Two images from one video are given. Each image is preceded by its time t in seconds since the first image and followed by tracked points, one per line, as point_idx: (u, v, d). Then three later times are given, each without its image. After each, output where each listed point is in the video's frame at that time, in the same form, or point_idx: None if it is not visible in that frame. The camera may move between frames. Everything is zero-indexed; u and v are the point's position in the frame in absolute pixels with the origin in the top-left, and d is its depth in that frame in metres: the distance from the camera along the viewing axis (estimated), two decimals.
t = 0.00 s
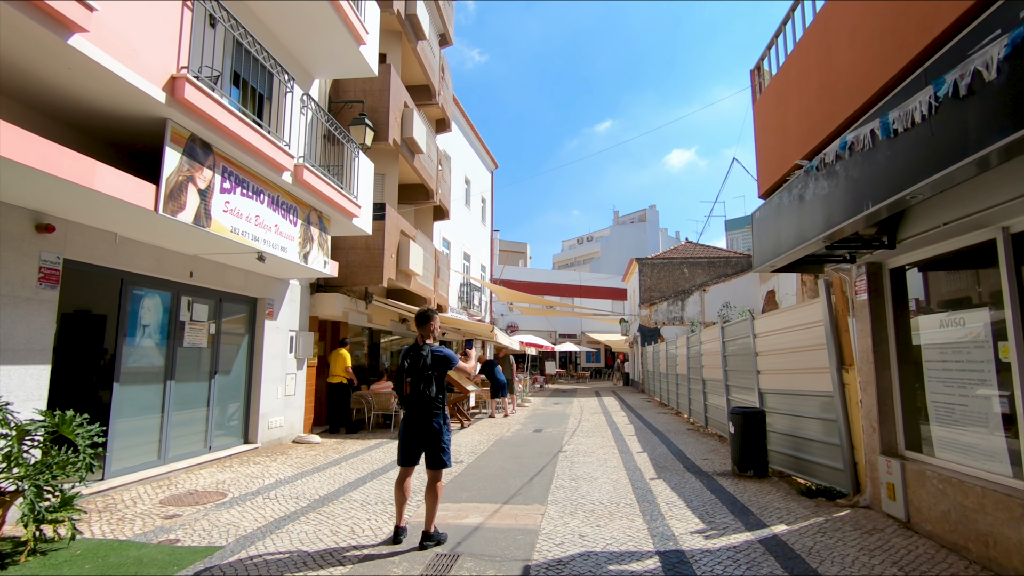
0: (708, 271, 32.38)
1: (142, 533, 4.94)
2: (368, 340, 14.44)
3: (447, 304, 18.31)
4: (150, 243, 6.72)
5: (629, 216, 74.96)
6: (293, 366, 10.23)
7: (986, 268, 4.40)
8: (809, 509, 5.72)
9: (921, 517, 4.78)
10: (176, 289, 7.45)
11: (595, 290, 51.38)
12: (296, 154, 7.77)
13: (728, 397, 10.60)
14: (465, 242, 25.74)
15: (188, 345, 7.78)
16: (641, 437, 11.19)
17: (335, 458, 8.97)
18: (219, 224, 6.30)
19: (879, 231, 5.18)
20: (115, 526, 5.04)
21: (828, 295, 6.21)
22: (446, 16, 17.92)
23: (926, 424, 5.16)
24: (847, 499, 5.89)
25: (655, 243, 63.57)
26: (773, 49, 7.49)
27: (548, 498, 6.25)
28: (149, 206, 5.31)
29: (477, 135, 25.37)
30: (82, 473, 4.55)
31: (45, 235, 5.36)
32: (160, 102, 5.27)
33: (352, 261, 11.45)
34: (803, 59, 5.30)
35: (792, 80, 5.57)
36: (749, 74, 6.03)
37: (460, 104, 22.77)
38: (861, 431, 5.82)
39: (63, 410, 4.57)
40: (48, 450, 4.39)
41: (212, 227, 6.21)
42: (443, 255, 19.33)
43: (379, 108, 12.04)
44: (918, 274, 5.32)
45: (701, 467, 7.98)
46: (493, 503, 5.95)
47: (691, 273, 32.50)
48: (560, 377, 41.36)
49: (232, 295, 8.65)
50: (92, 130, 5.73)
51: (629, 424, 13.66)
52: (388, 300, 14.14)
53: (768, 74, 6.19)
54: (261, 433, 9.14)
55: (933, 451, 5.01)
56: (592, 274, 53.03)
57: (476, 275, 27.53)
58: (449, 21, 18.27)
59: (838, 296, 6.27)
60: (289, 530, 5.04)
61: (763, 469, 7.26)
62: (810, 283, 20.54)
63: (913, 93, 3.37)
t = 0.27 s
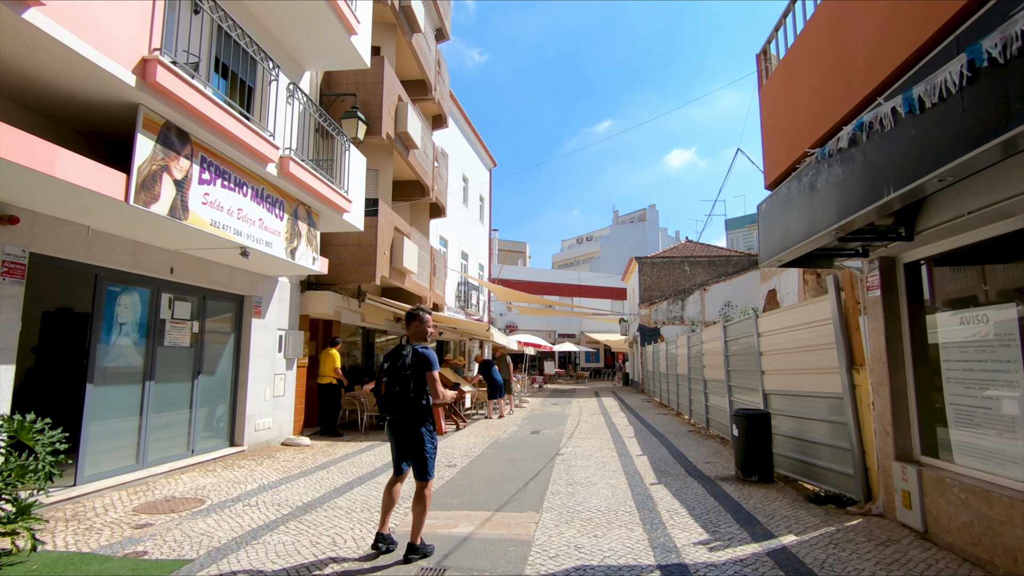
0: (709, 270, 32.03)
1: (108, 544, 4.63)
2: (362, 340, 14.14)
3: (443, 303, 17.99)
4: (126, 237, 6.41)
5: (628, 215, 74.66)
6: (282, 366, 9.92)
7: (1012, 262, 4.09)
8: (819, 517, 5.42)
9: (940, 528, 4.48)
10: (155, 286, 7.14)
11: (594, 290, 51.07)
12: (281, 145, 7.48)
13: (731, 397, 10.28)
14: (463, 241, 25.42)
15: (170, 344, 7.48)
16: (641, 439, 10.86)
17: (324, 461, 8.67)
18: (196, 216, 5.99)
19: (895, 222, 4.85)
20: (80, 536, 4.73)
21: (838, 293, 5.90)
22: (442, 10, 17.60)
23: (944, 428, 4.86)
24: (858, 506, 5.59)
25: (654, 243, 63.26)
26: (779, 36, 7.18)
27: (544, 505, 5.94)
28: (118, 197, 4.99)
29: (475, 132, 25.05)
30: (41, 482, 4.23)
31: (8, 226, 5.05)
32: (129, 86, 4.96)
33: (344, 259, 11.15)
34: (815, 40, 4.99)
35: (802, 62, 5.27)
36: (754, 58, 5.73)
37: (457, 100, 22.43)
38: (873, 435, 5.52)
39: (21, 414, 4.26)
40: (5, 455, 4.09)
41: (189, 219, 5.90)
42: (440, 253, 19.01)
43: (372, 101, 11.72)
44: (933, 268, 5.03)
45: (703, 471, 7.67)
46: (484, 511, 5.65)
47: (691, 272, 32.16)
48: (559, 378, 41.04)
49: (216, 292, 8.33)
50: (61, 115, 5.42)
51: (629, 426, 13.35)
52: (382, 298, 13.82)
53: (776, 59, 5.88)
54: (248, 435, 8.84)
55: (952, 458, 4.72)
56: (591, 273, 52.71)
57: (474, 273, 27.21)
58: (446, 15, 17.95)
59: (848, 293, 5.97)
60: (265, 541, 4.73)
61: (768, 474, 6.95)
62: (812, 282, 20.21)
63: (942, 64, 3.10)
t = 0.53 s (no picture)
0: (708, 270, 31.78)
1: (71, 557, 4.34)
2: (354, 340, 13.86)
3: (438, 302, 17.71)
4: (100, 231, 6.11)
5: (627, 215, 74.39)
6: (270, 367, 9.64)
7: None
8: (826, 527, 5.14)
9: (956, 540, 4.21)
10: (133, 284, 6.85)
11: (592, 289, 50.81)
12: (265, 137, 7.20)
13: (732, 399, 9.99)
14: (459, 239, 25.13)
15: (151, 344, 7.20)
16: (638, 442, 10.58)
17: (312, 464, 8.40)
18: (172, 209, 5.69)
19: (910, 213, 4.55)
20: (41, 549, 4.43)
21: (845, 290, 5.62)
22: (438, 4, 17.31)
23: (959, 433, 4.59)
24: (867, 515, 5.30)
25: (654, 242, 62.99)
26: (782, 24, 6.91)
27: (536, 513, 5.66)
28: (84, 187, 4.70)
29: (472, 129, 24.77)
30: None
31: None
32: (96, 69, 4.67)
33: (335, 256, 10.87)
34: (824, 20, 4.71)
35: (810, 46, 4.99)
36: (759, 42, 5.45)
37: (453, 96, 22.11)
38: (883, 440, 5.24)
39: None
40: None
41: (164, 212, 5.60)
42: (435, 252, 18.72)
43: (364, 96, 11.44)
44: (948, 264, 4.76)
45: (703, 476, 7.39)
46: (473, 520, 5.37)
47: (690, 272, 31.87)
48: (557, 378, 40.76)
49: (199, 290, 8.04)
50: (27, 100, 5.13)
51: (627, 428, 13.08)
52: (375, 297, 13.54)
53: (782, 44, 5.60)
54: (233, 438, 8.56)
55: (968, 465, 4.45)
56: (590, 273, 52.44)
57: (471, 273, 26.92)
58: (441, 9, 17.66)
59: (855, 290, 5.69)
60: (239, 553, 4.44)
61: (772, 480, 6.66)
62: (814, 281, 20.10)
63: (969, 35, 2.83)
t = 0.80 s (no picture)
0: (708, 269, 31.48)
1: (25, 571, 4.05)
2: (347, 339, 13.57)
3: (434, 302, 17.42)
4: (69, 224, 5.82)
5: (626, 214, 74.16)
6: (256, 367, 9.35)
7: None
8: (833, 537, 4.86)
9: (975, 553, 3.93)
10: (107, 280, 6.55)
11: (591, 289, 50.55)
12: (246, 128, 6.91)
13: (733, 400, 9.69)
14: (456, 238, 24.84)
15: (128, 344, 6.92)
16: (637, 444, 10.29)
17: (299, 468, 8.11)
18: (144, 200, 5.39)
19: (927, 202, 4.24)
20: None
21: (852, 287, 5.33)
22: None
23: (976, 438, 4.31)
24: (877, 525, 5.03)
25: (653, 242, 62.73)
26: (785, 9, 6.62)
27: (528, 522, 5.37)
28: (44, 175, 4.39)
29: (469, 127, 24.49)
30: None
31: None
32: (54, 49, 4.38)
33: (324, 254, 10.58)
34: None
35: (818, 26, 4.70)
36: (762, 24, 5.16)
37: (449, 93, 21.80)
38: (893, 445, 4.96)
39: None
40: None
41: (134, 204, 5.30)
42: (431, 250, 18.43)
43: (355, 89, 11.15)
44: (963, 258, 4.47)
45: (703, 481, 7.10)
46: (461, 530, 5.08)
47: (690, 271, 31.56)
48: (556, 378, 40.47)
49: (180, 287, 7.75)
50: None
51: (625, 429, 12.80)
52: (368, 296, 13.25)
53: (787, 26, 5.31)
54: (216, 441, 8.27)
55: (986, 472, 4.17)
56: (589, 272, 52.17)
57: (468, 272, 26.64)
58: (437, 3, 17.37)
59: (863, 287, 5.40)
60: (206, 567, 4.15)
61: (775, 485, 6.38)
62: (814, 280, 19.90)
63: None
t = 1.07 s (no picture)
0: (710, 269, 30.87)
1: None
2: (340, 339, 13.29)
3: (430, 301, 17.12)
4: (38, 217, 5.53)
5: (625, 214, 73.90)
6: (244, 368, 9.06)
7: None
8: (845, 548, 4.57)
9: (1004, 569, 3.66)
10: (81, 277, 6.26)
11: (591, 289, 50.27)
12: (228, 118, 6.60)
13: (735, 402, 9.39)
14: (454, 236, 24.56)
15: (105, 344, 6.62)
16: (636, 447, 9.99)
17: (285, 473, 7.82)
18: (111, 191, 5.07)
19: (953, 191, 3.91)
20: None
21: (864, 283, 5.03)
22: None
23: (1001, 445, 4.02)
24: (891, 536, 4.74)
25: (653, 241, 62.50)
26: None
27: (521, 533, 5.07)
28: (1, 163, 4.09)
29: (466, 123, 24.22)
30: None
31: None
32: (9, 27, 4.08)
33: (315, 251, 10.29)
34: None
35: None
36: None
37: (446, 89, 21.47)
38: (909, 452, 4.67)
39: None
40: None
41: (102, 195, 4.99)
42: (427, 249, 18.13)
43: (347, 82, 10.84)
44: (982, 251, 4.19)
45: (705, 487, 6.81)
46: (450, 541, 4.79)
47: (690, 270, 31.24)
48: (555, 378, 40.21)
49: (161, 285, 7.45)
50: None
51: (625, 431, 12.49)
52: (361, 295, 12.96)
53: None
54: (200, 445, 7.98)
55: (1012, 482, 3.89)
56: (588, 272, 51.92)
57: (466, 271, 26.36)
58: None
59: (876, 284, 5.11)
60: None
61: (781, 492, 6.09)
62: (817, 279, 19.64)
63: None
